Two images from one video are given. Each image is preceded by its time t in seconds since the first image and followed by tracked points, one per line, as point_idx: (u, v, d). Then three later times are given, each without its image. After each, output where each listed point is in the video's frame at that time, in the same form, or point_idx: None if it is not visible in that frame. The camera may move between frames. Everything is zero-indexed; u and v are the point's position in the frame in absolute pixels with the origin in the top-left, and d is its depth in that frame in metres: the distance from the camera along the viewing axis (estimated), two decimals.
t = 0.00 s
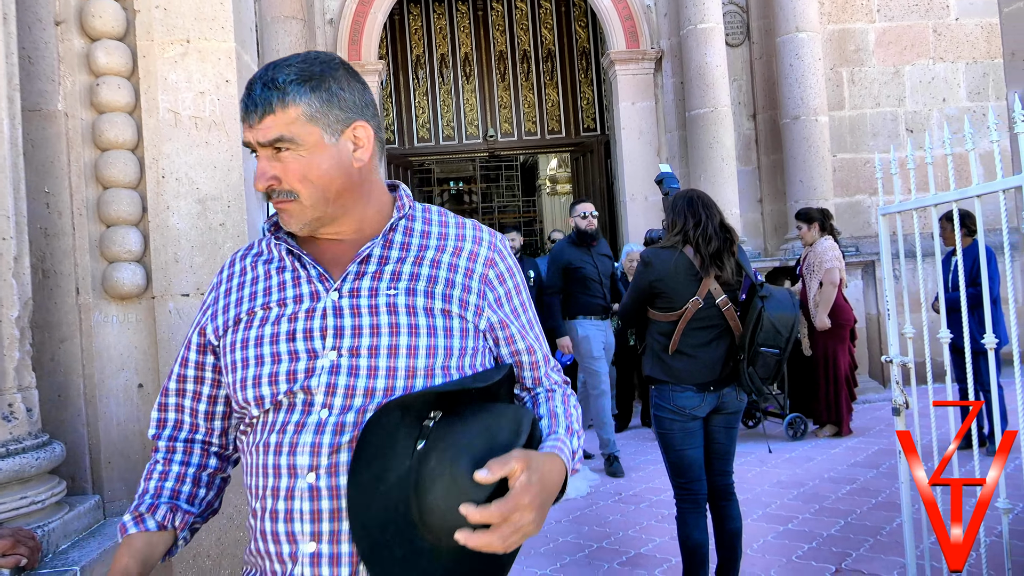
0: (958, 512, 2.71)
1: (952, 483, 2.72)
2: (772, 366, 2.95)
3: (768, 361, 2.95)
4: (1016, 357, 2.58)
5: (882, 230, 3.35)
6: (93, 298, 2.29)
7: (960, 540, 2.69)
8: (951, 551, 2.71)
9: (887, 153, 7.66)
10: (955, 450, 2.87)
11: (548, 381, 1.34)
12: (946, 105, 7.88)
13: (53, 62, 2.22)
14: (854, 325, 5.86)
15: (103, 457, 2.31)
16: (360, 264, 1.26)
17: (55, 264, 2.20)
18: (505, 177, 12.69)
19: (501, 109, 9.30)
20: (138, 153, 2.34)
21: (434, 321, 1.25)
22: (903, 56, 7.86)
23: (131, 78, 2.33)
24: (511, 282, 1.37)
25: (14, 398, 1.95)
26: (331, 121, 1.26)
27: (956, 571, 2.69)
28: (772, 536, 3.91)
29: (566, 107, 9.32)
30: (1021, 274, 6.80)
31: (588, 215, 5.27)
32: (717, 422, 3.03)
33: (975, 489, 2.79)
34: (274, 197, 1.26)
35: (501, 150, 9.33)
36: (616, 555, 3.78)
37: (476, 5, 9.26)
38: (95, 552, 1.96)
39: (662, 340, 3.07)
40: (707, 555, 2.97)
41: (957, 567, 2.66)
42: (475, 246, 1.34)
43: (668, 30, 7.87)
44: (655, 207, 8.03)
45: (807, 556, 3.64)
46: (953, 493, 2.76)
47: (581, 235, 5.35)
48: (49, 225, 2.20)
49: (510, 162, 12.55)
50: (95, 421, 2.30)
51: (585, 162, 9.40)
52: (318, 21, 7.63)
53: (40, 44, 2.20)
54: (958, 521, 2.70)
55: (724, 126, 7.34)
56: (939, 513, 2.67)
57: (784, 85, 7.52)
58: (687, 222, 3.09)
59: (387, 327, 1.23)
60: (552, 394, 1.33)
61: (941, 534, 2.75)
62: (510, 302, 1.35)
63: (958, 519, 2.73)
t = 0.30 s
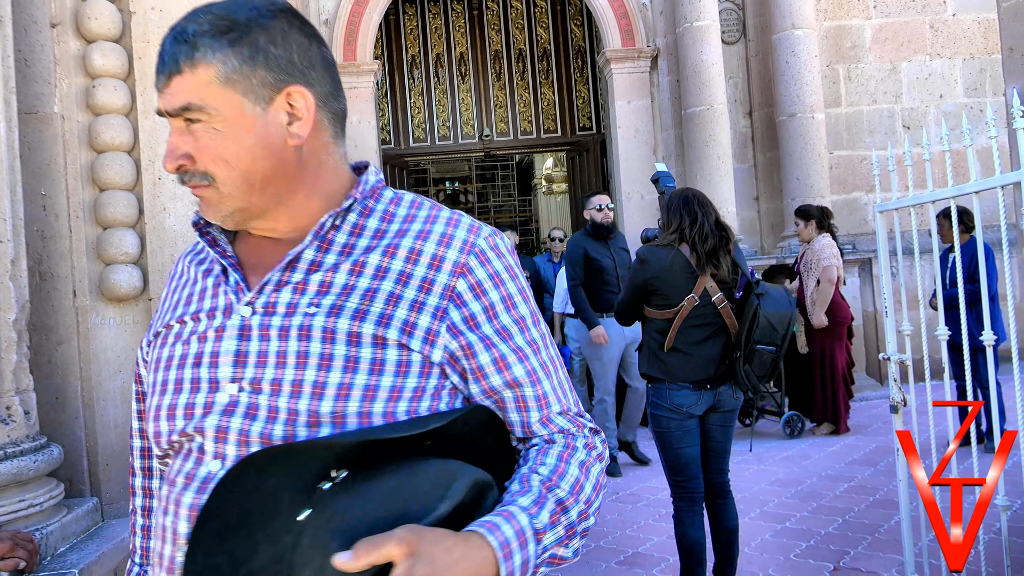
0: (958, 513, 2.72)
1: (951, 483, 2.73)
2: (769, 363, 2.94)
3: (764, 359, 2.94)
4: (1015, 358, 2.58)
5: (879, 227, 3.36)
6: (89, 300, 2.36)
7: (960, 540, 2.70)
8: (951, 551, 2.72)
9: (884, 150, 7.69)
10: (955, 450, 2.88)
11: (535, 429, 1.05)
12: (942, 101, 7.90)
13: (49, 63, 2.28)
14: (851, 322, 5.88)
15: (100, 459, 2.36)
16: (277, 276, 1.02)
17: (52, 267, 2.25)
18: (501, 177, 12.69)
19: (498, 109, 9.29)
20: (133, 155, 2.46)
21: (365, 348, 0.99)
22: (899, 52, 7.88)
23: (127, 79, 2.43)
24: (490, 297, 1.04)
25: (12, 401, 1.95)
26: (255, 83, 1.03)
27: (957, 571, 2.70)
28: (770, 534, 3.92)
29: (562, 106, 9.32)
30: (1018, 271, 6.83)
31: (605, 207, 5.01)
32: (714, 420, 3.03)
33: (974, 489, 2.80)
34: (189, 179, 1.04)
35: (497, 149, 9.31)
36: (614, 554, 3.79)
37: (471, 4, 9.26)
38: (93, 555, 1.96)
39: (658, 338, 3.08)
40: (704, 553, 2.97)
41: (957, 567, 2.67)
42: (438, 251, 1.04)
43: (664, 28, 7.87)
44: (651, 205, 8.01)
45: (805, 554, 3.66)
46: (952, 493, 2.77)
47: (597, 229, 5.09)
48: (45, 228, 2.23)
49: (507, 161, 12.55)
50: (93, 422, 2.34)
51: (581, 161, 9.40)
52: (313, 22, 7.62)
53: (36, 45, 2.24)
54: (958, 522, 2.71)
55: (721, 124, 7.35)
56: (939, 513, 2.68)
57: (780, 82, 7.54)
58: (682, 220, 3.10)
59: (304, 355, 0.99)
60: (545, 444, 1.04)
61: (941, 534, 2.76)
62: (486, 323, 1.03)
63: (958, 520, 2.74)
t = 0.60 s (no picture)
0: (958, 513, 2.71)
1: (951, 483, 2.72)
2: (770, 363, 2.94)
3: (766, 359, 2.94)
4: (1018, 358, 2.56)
5: (882, 227, 3.33)
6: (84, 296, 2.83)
7: (960, 540, 2.69)
8: (950, 551, 2.71)
9: (886, 150, 7.66)
10: (956, 450, 2.86)
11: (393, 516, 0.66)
12: (945, 101, 7.87)
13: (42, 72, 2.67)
14: (852, 322, 5.85)
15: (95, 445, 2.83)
16: (98, 270, 0.72)
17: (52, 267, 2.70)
18: (502, 176, 12.67)
19: (498, 108, 9.27)
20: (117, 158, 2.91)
21: (141, 375, 0.65)
22: (901, 51, 7.85)
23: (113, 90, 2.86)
24: (341, 310, 0.66)
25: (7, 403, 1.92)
26: (59, 28, 0.72)
27: (956, 571, 2.69)
28: (771, 535, 3.90)
29: (563, 105, 9.31)
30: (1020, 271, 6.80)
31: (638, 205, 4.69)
32: (715, 420, 3.01)
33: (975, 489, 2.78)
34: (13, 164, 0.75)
35: (498, 149, 9.30)
36: (614, 554, 3.77)
37: (472, 3, 9.24)
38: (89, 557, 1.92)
39: (659, 337, 3.06)
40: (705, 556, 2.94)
41: (956, 567, 2.65)
42: (281, 242, 0.68)
43: (665, 28, 7.85)
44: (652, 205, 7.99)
45: (806, 555, 3.63)
46: (952, 493, 2.75)
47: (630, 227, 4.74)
48: (44, 226, 2.21)
49: (508, 160, 12.53)
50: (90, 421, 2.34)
51: (582, 160, 9.38)
52: (314, 21, 7.60)
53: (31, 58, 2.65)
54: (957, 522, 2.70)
55: (722, 123, 7.31)
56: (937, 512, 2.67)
57: (782, 81, 7.51)
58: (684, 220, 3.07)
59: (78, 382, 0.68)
60: (392, 532, 0.65)
61: (941, 534, 2.75)
62: (329, 348, 0.66)
63: (958, 520, 2.72)
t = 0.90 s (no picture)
0: (958, 513, 2.72)
1: (951, 483, 2.74)
2: (765, 360, 2.97)
3: (761, 356, 2.97)
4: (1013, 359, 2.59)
5: (876, 227, 3.36)
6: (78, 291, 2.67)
7: (960, 540, 2.71)
8: (950, 551, 2.73)
9: (880, 150, 7.70)
10: (954, 450, 2.89)
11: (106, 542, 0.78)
12: (937, 102, 7.92)
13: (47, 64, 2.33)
14: (845, 321, 5.89)
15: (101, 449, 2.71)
16: None
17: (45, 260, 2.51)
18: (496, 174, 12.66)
19: (494, 105, 9.26)
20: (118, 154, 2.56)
21: None
22: (895, 53, 7.89)
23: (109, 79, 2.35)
24: (90, 320, 0.80)
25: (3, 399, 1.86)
26: None
27: (956, 570, 2.73)
28: (765, 532, 3.93)
29: (559, 103, 9.32)
30: (1011, 271, 6.87)
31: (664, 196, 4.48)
32: (709, 418, 3.04)
33: (973, 488, 2.81)
34: None
35: (493, 146, 9.31)
36: (610, 552, 3.78)
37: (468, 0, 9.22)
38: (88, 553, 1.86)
39: (656, 335, 3.06)
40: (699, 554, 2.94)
41: (957, 567, 2.68)
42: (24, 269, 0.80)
43: (661, 27, 7.87)
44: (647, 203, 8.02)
45: (799, 552, 3.66)
46: (952, 494, 2.78)
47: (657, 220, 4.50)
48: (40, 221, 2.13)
49: (503, 158, 12.53)
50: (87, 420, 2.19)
51: (578, 158, 9.39)
52: (309, 17, 7.57)
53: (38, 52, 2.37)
54: (958, 522, 2.72)
55: (717, 123, 7.34)
56: (941, 514, 2.69)
57: (777, 82, 7.54)
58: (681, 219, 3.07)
59: None
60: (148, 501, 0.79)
61: (941, 534, 2.77)
62: (84, 358, 0.79)
63: (957, 520, 2.74)
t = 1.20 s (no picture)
0: (958, 513, 2.70)
1: (952, 483, 2.72)
2: (771, 360, 2.95)
3: (766, 356, 2.95)
4: (1016, 358, 2.58)
5: (881, 226, 3.34)
6: (89, 291, 2.17)
7: (960, 540, 2.68)
8: (950, 551, 2.71)
9: (885, 149, 7.68)
10: (954, 450, 2.87)
11: None
12: (942, 101, 7.89)
13: (49, 52, 2.10)
14: (850, 320, 5.88)
15: (100, 451, 2.18)
16: None
17: (52, 257, 2.09)
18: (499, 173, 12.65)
19: (498, 103, 9.25)
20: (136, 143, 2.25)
21: None
22: (900, 51, 7.87)
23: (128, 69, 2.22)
24: None
25: (11, 392, 1.86)
26: None
27: (957, 570, 2.70)
28: (769, 532, 3.92)
29: (563, 101, 9.31)
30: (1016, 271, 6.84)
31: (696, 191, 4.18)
32: (716, 417, 3.04)
33: (973, 487, 2.80)
34: None
35: (497, 144, 9.31)
36: (613, 550, 3.78)
37: None
38: (93, 547, 1.85)
39: (663, 334, 3.06)
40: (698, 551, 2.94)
41: (956, 567, 2.66)
42: None
43: (666, 25, 7.86)
44: (651, 202, 8.00)
45: (804, 552, 3.65)
46: (952, 493, 2.77)
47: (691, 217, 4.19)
48: (45, 218, 2.09)
49: (506, 157, 12.52)
50: (93, 416, 2.17)
51: (582, 157, 9.39)
52: (313, 14, 7.57)
53: (35, 34, 2.09)
54: (958, 521, 2.70)
55: (722, 121, 7.34)
56: (940, 512, 2.67)
57: (781, 80, 7.53)
58: (686, 218, 3.06)
59: None
60: None
61: (942, 534, 2.75)
62: None
63: (957, 519, 2.72)
